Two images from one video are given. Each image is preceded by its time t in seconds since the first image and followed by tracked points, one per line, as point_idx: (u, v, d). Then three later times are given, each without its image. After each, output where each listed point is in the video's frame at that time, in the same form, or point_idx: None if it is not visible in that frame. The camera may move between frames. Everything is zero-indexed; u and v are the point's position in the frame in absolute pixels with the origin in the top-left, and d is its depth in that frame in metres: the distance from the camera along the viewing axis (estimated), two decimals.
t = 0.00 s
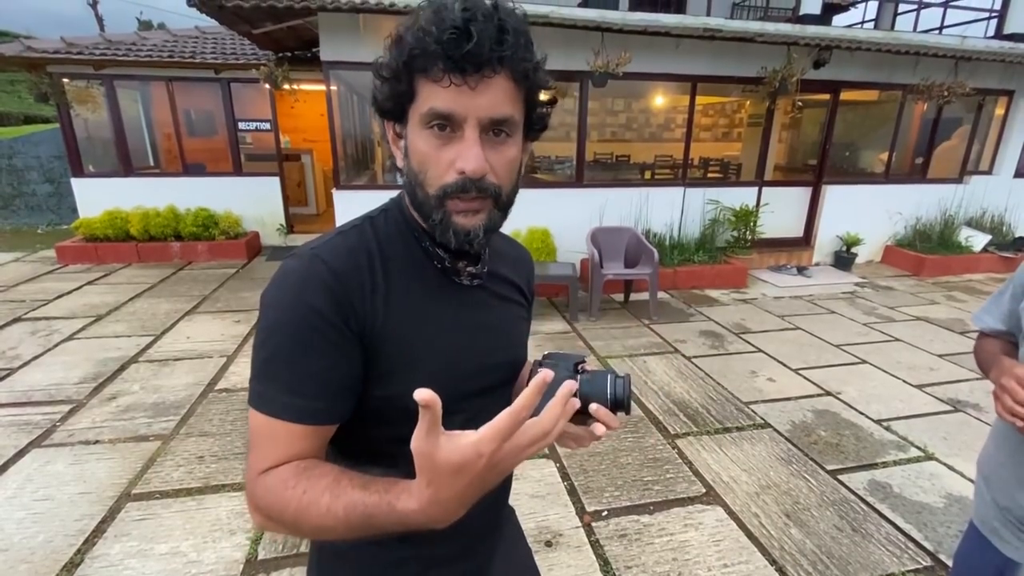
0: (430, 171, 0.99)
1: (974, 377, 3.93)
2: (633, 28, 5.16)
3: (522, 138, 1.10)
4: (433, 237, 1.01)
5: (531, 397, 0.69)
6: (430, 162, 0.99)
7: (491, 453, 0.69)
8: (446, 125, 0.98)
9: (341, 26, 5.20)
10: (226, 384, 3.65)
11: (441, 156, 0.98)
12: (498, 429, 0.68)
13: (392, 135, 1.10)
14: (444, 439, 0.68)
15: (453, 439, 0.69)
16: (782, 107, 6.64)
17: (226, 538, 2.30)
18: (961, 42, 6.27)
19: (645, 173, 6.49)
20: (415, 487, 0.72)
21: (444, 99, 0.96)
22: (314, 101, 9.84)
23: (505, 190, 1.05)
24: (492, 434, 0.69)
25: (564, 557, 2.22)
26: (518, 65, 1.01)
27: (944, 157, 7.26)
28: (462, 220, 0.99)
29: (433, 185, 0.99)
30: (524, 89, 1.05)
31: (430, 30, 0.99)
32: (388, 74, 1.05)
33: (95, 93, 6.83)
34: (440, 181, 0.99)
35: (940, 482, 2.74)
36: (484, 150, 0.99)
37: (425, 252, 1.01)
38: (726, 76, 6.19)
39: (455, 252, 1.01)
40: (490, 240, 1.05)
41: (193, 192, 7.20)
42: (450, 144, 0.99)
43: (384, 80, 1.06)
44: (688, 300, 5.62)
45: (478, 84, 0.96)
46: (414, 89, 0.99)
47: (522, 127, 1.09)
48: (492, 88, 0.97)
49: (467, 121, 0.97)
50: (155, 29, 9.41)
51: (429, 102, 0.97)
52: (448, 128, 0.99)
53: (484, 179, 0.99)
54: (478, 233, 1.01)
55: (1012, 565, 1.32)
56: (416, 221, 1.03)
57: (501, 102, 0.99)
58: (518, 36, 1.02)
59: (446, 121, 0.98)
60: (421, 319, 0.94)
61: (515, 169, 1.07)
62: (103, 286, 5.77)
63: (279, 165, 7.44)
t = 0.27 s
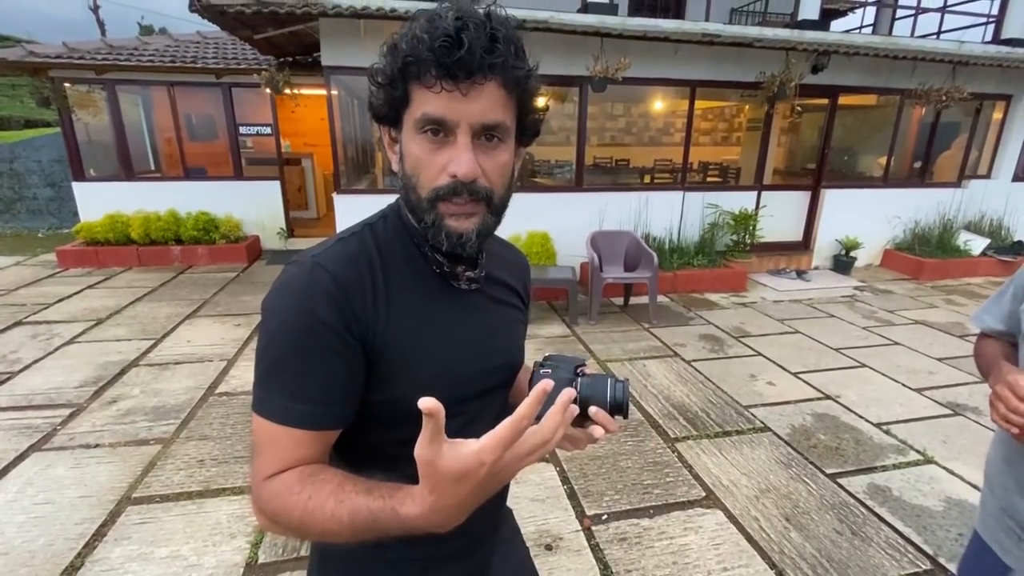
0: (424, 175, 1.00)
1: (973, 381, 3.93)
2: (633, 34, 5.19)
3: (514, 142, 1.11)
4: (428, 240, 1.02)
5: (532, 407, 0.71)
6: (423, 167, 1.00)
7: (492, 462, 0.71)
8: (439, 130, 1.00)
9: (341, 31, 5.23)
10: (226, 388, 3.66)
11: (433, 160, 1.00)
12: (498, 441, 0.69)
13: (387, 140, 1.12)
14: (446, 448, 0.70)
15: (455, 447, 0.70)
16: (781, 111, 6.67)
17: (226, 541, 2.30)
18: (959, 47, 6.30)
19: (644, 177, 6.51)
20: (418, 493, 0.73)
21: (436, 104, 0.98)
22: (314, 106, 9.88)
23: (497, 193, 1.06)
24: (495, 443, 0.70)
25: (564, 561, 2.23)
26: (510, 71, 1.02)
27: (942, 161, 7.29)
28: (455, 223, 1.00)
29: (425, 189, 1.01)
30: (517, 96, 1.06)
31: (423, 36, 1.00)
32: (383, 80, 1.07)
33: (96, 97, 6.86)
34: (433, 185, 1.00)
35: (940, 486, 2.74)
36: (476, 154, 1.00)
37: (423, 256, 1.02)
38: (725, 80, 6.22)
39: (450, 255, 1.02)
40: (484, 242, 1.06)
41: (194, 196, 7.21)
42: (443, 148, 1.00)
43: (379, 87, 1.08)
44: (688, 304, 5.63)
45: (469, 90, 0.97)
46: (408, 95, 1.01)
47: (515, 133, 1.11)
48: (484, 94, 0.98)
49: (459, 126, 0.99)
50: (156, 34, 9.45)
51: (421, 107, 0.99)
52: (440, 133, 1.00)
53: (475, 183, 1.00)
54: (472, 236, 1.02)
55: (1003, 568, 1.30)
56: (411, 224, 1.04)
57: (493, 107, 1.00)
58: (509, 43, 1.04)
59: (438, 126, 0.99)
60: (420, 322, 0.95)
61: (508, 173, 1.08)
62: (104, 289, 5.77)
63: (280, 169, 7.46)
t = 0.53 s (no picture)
0: (426, 181, 1.00)
1: (973, 385, 3.93)
2: (631, 39, 5.23)
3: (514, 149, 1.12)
4: (427, 245, 1.02)
5: (539, 418, 0.70)
6: (425, 173, 1.00)
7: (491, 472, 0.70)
8: (443, 138, 1.00)
9: (342, 36, 5.25)
10: (225, 392, 3.65)
11: (437, 167, 1.00)
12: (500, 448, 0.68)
13: (386, 144, 1.11)
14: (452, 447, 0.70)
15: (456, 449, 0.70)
16: (780, 116, 6.70)
17: (224, 547, 2.29)
18: (956, 52, 6.33)
19: (643, 181, 6.52)
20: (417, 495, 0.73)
21: (441, 112, 0.98)
22: (314, 110, 9.91)
23: (497, 201, 1.07)
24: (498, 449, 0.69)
25: (564, 566, 2.22)
26: (514, 82, 1.03)
27: (941, 166, 7.31)
28: (457, 230, 1.00)
29: (427, 195, 1.01)
30: (519, 104, 1.07)
31: (431, 44, 1.00)
32: (384, 83, 1.05)
33: (98, 102, 6.88)
34: (436, 191, 1.00)
35: (940, 491, 2.73)
36: (480, 163, 1.01)
37: (418, 260, 1.02)
38: (724, 85, 6.24)
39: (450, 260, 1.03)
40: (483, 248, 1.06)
41: (194, 200, 7.22)
42: (447, 156, 1.00)
43: (381, 90, 1.07)
44: (687, 308, 5.62)
45: (476, 100, 0.98)
46: (412, 100, 1.00)
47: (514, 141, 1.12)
48: (490, 103, 0.99)
49: (464, 134, 0.99)
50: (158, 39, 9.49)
51: (426, 114, 0.99)
52: (445, 141, 1.00)
53: (478, 192, 1.01)
54: (473, 242, 1.02)
55: None
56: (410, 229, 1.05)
57: (498, 117, 1.01)
58: (515, 54, 1.05)
59: (443, 134, 0.99)
60: (415, 327, 0.95)
61: (509, 181, 1.09)
62: (103, 294, 5.77)
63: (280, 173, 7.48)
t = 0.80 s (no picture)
0: (440, 203, 0.98)
1: (974, 390, 3.92)
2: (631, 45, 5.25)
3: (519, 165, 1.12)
4: (428, 254, 1.01)
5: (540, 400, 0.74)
6: (440, 194, 0.98)
7: (476, 440, 0.69)
8: (459, 159, 0.98)
9: (342, 42, 5.27)
10: (224, 397, 3.64)
11: (452, 188, 0.98)
12: (488, 414, 0.70)
13: (389, 153, 1.07)
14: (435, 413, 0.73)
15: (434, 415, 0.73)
16: (779, 121, 6.71)
17: (222, 553, 2.28)
18: (954, 57, 6.36)
19: (643, 186, 6.53)
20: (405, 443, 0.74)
21: (461, 135, 0.96)
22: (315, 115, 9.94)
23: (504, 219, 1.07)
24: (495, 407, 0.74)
25: (564, 572, 2.20)
26: (531, 106, 1.02)
27: (940, 170, 7.33)
28: (469, 251, 1.00)
29: (440, 216, 0.99)
30: (529, 123, 1.07)
31: (453, 62, 0.96)
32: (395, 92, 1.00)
33: (98, 107, 6.89)
34: (449, 213, 0.99)
35: (942, 496, 2.72)
36: (495, 186, 1.00)
37: (411, 265, 1.02)
38: (723, 90, 6.26)
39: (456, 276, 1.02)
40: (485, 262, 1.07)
41: (194, 205, 7.23)
42: (462, 178, 0.99)
43: (390, 101, 1.01)
44: (687, 312, 5.62)
45: (498, 126, 0.97)
46: (429, 120, 0.97)
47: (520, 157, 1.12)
48: (509, 130, 0.99)
49: (482, 157, 0.98)
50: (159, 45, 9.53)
51: (444, 135, 0.96)
52: (461, 163, 0.98)
53: (491, 214, 1.00)
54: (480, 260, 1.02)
55: None
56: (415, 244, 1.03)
57: (514, 141, 1.01)
58: (531, 75, 1.04)
59: (460, 156, 0.98)
60: (406, 329, 0.95)
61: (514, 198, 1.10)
62: (103, 298, 5.77)
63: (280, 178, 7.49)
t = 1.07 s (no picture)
0: (420, 175, 0.98)
1: (975, 395, 3.91)
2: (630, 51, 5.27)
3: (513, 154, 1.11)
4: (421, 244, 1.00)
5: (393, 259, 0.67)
6: (420, 167, 0.99)
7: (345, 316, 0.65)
8: (438, 131, 0.99)
9: (343, 48, 5.30)
10: (223, 402, 3.63)
11: (431, 160, 0.98)
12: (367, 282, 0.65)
13: (384, 148, 1.12)
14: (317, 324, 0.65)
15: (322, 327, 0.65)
16: (778, 126, 6.73)
17: (220, 559, 2.26)
18: (952, 63, 6.39)
19: (642, 191, 6.54)
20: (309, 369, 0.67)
21: (437, 104, 0.98)
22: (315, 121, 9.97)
23: (495, 200, 1.04)
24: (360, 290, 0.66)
25: None
26: (512, 81, 1.03)
27: (939, 176, 7.35)
28: (450, 224, 0.97)
29: (420, 190, 0.98)
30: (517, 107, 1.07)
31: (431, 42, 1.02)
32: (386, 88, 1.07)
33: (100, 112, 6.91)
34: (428, 185, 0.98)
35: (944, 501, 2.71)
36: (475, 157, 0.99)
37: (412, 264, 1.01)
38: (722, 96, 6.29)
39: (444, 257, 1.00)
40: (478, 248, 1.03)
41: (194, 210, 7.24)
42: (442, 150, 0.99)
43: (381, 92, 1.08)
44: (687, 317, 5.62)
45: (473, 93, 0.99)
46: (410, 99, 1.01)
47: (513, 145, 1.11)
48: (487, 98, 1.00)
49: (460, 125, 0.99)
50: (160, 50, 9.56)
51: (421, 108, 0.99)
52: (441, 136, 0.99)
53: (474, 185, 0.98)
54: (466, 237, 0.99)
55: None
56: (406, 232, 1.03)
57: (495, 111, 1.01)
58: (513, 56, 1.06)
59: (439, 128, 0.99)
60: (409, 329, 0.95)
61: (506, 182, 1.07)
62: (102, 303, 5.76)
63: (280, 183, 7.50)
